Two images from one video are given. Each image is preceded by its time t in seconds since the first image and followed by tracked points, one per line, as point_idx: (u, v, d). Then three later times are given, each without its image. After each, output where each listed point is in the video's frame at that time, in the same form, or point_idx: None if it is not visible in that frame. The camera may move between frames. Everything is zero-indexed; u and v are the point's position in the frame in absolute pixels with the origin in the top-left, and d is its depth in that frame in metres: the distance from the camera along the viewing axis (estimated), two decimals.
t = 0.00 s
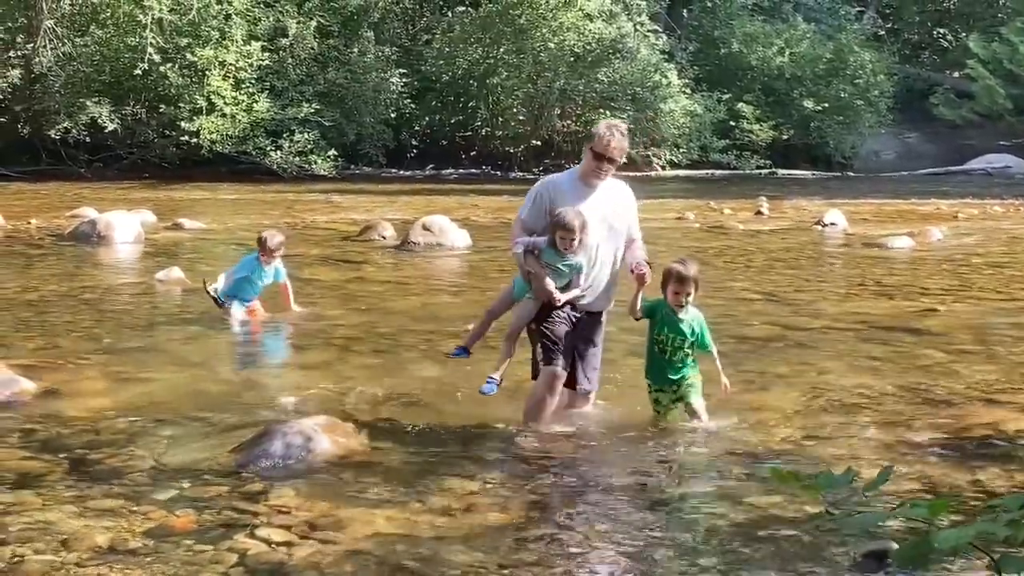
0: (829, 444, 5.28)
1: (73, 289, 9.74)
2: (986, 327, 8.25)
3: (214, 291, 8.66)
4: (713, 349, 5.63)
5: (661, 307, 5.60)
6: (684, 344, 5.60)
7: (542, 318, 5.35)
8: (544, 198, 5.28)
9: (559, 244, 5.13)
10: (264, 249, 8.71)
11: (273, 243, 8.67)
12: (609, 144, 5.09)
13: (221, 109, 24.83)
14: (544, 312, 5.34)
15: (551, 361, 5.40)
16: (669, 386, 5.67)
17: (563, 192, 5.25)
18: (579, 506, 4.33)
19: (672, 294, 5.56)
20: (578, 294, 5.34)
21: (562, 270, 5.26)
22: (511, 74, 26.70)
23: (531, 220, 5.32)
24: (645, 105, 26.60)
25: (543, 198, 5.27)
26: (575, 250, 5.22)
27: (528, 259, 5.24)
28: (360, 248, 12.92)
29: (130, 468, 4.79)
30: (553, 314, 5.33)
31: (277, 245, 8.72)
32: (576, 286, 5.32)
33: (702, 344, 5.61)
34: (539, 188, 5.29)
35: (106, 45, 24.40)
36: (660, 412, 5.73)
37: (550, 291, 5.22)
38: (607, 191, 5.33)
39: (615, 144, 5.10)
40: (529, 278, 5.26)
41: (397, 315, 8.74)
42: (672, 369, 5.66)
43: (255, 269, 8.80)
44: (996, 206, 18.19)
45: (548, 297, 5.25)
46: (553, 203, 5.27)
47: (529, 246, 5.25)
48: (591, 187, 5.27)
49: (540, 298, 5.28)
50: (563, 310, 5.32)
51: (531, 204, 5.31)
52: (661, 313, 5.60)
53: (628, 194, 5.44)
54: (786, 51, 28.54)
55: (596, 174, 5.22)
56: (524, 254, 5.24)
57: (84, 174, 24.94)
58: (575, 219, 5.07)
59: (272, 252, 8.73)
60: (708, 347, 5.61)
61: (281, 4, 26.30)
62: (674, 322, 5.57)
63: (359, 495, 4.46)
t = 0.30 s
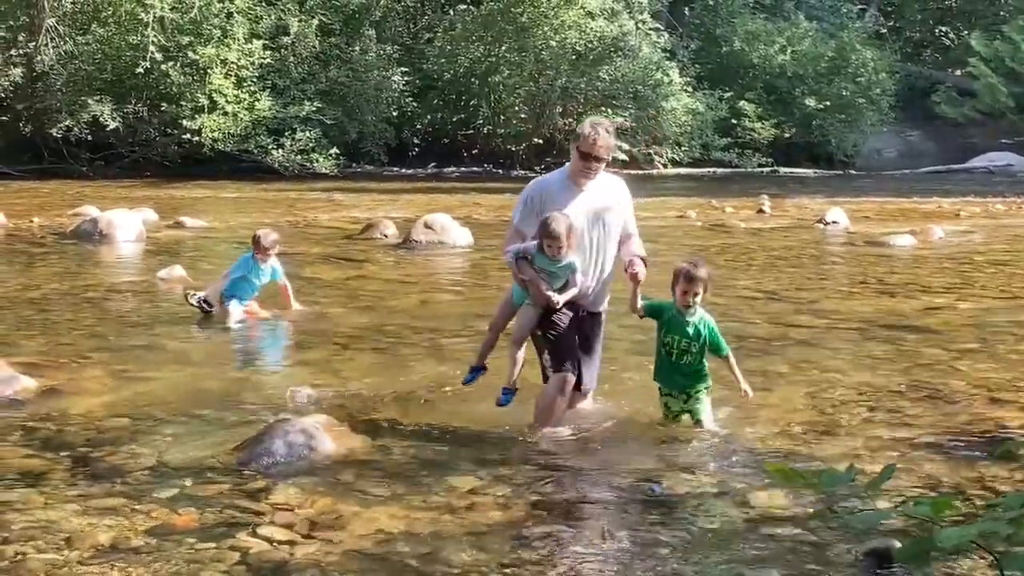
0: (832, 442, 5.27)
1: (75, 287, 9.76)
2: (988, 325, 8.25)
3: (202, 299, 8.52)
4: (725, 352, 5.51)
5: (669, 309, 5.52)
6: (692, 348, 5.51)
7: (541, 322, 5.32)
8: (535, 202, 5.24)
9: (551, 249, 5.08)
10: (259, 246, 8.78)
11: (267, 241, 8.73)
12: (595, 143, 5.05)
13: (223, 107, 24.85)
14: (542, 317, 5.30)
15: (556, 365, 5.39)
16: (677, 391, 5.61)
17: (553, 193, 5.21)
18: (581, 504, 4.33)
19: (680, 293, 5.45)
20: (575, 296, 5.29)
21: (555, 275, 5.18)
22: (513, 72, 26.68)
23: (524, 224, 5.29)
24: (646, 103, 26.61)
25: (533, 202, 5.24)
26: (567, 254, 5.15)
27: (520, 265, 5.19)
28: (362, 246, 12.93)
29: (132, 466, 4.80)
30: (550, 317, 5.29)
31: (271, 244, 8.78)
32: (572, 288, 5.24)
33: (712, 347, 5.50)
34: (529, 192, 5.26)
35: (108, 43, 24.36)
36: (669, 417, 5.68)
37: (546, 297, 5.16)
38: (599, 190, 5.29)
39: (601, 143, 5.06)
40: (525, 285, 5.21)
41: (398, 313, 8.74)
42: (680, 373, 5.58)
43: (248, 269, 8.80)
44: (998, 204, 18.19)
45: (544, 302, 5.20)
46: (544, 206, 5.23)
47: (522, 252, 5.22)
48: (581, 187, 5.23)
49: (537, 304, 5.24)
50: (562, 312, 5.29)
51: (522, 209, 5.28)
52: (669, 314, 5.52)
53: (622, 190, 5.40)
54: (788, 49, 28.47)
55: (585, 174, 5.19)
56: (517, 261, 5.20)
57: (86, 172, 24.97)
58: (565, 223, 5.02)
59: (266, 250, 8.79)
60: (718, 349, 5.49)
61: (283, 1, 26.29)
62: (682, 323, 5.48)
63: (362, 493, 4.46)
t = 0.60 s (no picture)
0: (833, 440, 5.27)
1: (75, 285, 9.75)
2: (989, 323, 8.25)
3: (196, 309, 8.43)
4: (735, 349, 5.46)
5: (674, 316, 5.54)
6: (705, 350, 5.52)
7: (538, 323, 5.29)
8: (529, 204, 5.24)
9: (543, 250, 5.06)
10: (248, 244, 8.75)
11: (255, 237, 8.71)
12: (587, 143, 5.03)
13: (224, 105, 24.80)
14: (539, 318, 5.27)
15: (554, 365, 5.37)
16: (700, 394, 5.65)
17: (547, 194, 5.21)
18: (582, 502, 4.33)
19: (681, 297, 5.47)
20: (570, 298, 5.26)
21: (550, 276, 5.15)
22: (513, 70, 26.72)
23: (518, 226, 5.31)
24: (647, 101, 26.60)
25: (528, 203, 5.24)
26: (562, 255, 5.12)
27: (515, 266, 5.16)
28: (362, 244, 12.92)
29: (133, 464, 4.80)
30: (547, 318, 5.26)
31: (259, 239, 8.75)
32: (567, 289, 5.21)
33: (722, 344, 5.49)
34: (523, 193, 5.26)
35: (109, 40, 24.31)
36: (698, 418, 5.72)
37: (539, 298, 5.14)
38: (593, 191, 5.27)
39: (593, 144, 5.03)
40: (520, 286, 5.18)
41: (399, 311, 8.74)
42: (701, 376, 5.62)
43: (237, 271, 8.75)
44: (999, 202, 18.17)
45: (537, 303, 5.18)
46: (538, 207, 5.23)
47: (515, 254, 5.21)
48: (575, 188, 5.23)
49: (531, 306, 5.23)
50: (557, 314, 5.28)
51: (516, 211, 5.29)
52: (675, 322, 5.54)
53: (619, 192, 5.36)
54: (788, 46, 28.51)
55: (579, 175, 5.17)
56: (510, 263, 5.20)
57: (86, 170, 24.95)
58: (557, 224, 5.00)
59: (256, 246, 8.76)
60: (728, 345, 5.46)
61: None
62: (690, 329, 5.50)
63: (362, 491, 4.46)
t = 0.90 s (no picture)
0: (833, 437, 5.27)
1: (76, 282, 9.75)
2: (989, 319, 8.25)
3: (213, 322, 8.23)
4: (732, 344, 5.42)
5: (664, 320, 5.49)
6: (698, 351, 5.49)
7: (535, 321, 5.29)
8: (530, 202, 5.25)
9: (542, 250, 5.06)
10: (222, 233, 8.49)
11: (228, 226, 8.43)
12: (593, 144, 5.04)
13: (224, 101, 24.80)
14: (536, 316, 5.27)
15: (554, 363, 5.36)
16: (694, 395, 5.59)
17: (549, 194, 5.22)
18: (582, 499, 4.33)
19: (668, 300, 5.43)
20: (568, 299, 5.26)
21: (548, 276, 5.15)
22: (514, 66, 26.72)
23: (519, 224, 5.30)
24: (648, 97, 26.58)
25: (530, 200, 5.24)
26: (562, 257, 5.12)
27: (513, 265, 5.17)
28: (363, 241, 12.93)
29: (134, 461, 4.80)
30: (544, 318, 5.26)
31: (233, 228, 8.47)
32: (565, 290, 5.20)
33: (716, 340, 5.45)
34: (525, 191, 5.27)
35: (109, 37, 24.31)
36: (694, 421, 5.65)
37: (537, 297, 5.15)
38: (597, 192, 5.27)
39: (599, 144, 5.04)
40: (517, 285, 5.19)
41: (399, 308, 8.75)
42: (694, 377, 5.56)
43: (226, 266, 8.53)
44: (999, 198, 18.16)
45: (535, 303, 5.19)
46: (539, 206, 5.24)
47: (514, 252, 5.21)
48: (578, 188, 5.23)
49: (530, 304, 5.23)
50: (556, 313, 5.27)
51: (518, 208, 5.29)
52: (666, 326, 5.49)
53: (623, 194, 5.34)
54: (789, 43, 28.57)
55: (582, 176, 5.18)
56: (509, 261, 5.18)
57: (87, 167, 24.95)
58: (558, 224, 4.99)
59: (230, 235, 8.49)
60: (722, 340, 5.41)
61: None
62: (683, 331, 5.46)
63: (362, 488, 4.47)
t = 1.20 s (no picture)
0: (834, 432, 5.26)
1: (77, 277, 9.76)
2: (990, 315, 8.25)
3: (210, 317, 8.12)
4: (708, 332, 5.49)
5: (656, 299, 5.39)
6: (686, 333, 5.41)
7: (535, 314, 5.31)
8: (534, 194, 5.24)
9: (545, 242, 5.07)
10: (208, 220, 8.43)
11: (211, 213, 8.35)
12: (598, 137, 5.03)
13: (224, 97, 24.79)
14: (537, 310, 5.29)
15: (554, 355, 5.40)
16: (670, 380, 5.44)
17: (552, 187, 5.21)
18: (582, 494, 4.33)
19: (664, 283, 5.38)
20: (569, 292, 5.27)
21: (550, 270, 5.16)
22: (515, 62, 26.74)
23: (522, 216, 5.29)
24: (648, 92, 26.59)
25: (534, 193, 5.24)
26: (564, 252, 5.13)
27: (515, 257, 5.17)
28: (364, 236, 12.92)
29: (134, 456, 4.80)
30: (544, 311, 5.27)
31: (217, 214, 8.37)
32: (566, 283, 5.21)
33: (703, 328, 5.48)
34: (528, 183, 5.26)
35: (109, 32, 24.31)
36: (662, 411, 5.49)
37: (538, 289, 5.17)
38: (601, 186, 5.26)
39: (603, 138, 5.04)
40: (519, 277, 5.20)
41: (400, 303, 8.75)
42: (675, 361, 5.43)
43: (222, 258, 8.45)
44: (1000, 193, 18.16)
45: (536, 295, 5.21)
46: (543, 199, 5.23)
47: (517, 244, 5.22)
48: (582, 182, 5.23)
49: (531, 296, 5.24)
50: (556, 307, 5.28)
51: (521, 200, 5.28)
52: (659, 305, 5.39)
53: (627, 187, 5.34)
54: (790, 39, 28.58)
55: (587, 169, 5.18)
56: (512, 252, 5.20)
57: (87, 162, 24.93)
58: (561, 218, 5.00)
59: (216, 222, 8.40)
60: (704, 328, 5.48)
61: None
62: (674, 311, 5.37)
63: (362, 483, 4.47)
